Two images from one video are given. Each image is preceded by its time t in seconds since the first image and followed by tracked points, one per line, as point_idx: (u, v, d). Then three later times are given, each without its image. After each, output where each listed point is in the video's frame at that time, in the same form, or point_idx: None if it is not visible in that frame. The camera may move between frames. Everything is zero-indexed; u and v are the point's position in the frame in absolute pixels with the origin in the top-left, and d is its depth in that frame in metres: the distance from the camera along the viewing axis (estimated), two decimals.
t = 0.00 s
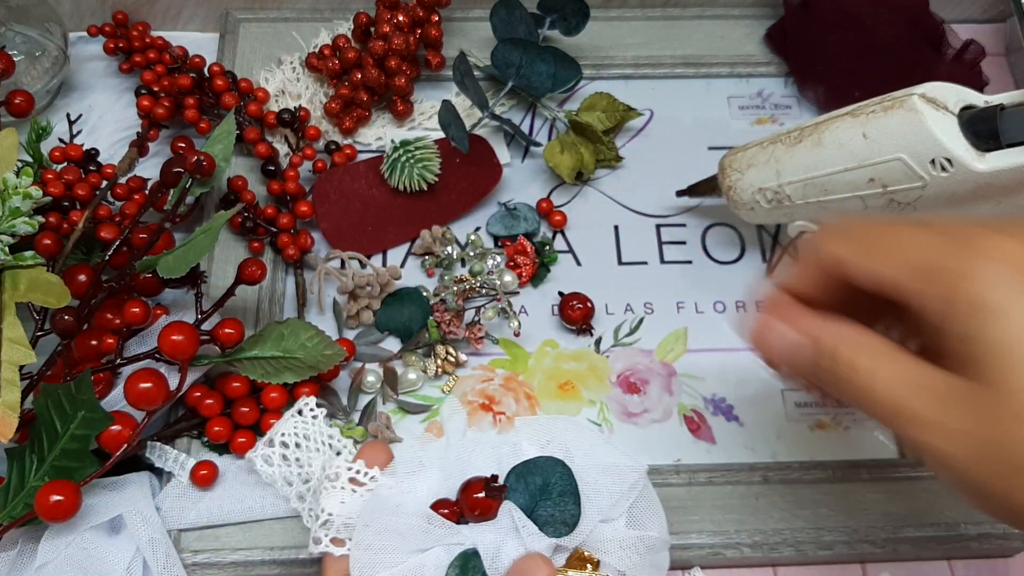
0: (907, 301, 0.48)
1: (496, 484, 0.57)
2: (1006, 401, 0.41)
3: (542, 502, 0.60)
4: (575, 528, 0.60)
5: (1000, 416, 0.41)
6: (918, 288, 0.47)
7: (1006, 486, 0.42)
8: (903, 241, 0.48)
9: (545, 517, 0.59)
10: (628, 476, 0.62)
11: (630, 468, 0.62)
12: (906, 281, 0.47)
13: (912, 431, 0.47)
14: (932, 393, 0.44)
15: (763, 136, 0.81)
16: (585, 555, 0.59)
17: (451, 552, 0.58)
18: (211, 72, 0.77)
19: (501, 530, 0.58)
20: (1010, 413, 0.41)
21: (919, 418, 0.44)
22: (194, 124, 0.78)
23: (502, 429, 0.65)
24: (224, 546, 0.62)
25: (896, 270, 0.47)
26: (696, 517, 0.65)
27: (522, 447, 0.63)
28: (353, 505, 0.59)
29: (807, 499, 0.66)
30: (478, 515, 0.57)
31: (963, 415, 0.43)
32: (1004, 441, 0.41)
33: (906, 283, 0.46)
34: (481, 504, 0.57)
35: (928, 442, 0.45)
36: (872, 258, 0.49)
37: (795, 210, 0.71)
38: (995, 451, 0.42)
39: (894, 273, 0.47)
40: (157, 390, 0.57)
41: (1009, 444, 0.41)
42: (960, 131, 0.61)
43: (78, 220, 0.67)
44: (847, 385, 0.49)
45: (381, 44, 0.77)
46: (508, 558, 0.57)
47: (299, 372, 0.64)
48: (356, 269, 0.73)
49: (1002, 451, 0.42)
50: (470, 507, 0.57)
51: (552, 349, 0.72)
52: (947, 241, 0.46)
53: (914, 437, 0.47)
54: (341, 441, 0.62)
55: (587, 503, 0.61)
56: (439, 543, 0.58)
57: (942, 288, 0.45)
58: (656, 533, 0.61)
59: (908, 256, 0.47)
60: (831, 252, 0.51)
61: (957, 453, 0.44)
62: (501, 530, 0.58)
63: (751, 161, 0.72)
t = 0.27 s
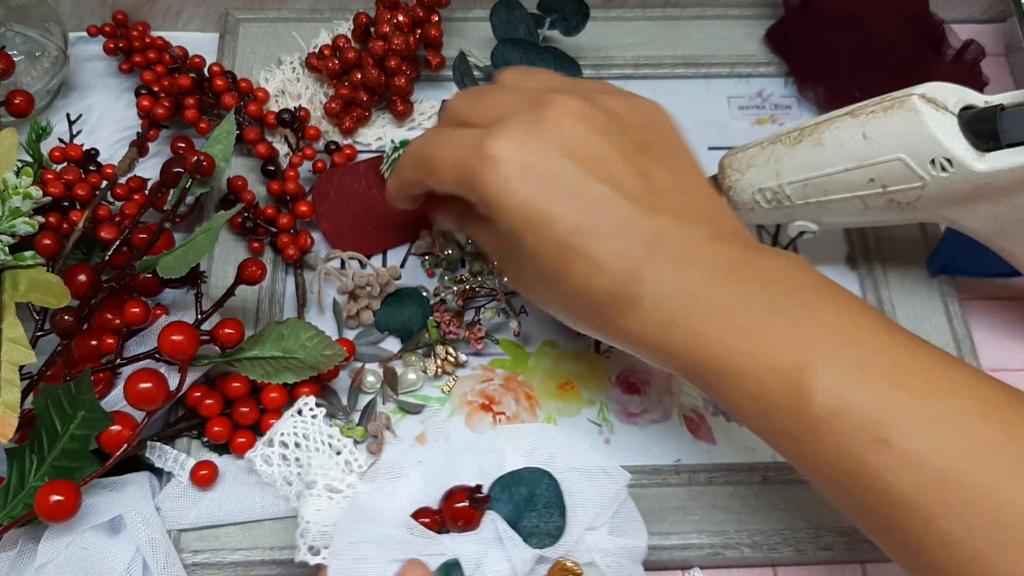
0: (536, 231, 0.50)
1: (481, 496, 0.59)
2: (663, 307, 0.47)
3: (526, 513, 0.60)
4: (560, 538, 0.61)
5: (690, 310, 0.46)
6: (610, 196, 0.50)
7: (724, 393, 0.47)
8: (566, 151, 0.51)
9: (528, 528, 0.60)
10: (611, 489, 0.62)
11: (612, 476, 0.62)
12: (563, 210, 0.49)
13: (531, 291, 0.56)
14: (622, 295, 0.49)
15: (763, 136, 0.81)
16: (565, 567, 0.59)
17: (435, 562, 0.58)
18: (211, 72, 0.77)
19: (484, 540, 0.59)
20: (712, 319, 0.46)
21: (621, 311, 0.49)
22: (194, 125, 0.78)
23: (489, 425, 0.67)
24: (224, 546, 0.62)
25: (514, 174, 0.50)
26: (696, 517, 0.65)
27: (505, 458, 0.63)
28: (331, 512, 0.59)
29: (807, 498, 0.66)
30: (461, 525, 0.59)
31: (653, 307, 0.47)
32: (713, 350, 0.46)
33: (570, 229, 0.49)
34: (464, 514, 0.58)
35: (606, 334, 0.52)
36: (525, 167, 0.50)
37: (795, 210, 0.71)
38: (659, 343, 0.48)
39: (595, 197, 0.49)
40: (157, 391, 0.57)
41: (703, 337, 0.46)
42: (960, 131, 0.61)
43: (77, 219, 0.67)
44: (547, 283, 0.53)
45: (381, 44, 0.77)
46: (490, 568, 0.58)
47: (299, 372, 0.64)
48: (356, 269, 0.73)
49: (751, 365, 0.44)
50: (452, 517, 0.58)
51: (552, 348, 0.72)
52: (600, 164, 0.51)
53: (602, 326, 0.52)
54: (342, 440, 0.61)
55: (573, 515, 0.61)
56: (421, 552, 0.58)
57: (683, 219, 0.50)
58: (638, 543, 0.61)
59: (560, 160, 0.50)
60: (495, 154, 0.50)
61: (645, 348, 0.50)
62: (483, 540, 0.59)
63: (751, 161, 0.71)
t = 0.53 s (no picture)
0: (545, 185, 0.49)
1: (481, 505, 0.57)
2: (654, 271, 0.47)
3: (526, 523, 0.60)
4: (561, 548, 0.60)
5: (684, 272, 0.46)
6: (602, 151, 0.49)
7: (719, 356, 0.46)
8: (574, 111, 0.50)
9: (529, 538, 0.59)
10: (610, 501, 0.61)
11: (611, 486, 0.62)
12: (561, 168, 0.49)
13: (533, 271, 0.57)
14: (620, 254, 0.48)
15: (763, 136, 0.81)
16: None
17: (435, 568, 0.58)
18: (205, 74, 0.77)
19: (483, 548, 0.59)
20: (706, 283, 0.45)
21: (613, 275, 0.49)
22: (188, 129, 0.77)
23: (484, 425, 0.68)
24: (224, 546, 0.62)
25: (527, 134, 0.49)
26: (696, 517, 0.64)
27: (506, 466, 0.63)
28: (333, 515, 0.60)
29: (807, 499, 0.66)
30: (462, 534, 0.58)
31: (644, 275, 0.47)
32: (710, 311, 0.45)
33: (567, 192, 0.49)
34: (464, 523, 0.57)
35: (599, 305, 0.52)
36: (539, 123, 0.49)
37: (794, 210, 0.71)
38: (643, 309, 0.48)
39: (590, 155, 0.49)
40: (156, 390, 0.57)
41: (699, 296, 0.45)
42: (960, 131, 0.61)
43: (77, 219, 0.67)
44: (545, 258, 0.54)
45: (381, 44, 0.76)
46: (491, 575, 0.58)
47: (299, 372, 0.64)
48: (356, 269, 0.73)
49: (744, 325, 0.44)
50: (453, 525, 0.58)
51: (552, 349, 0.72)
52: (607, 122, 0.51)
53: (596, 297, 0.52)
54: (342, 440, 0.61)
55: (574, 524, 0.61)
56: (419, 560, 0.58)
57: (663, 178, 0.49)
58: (639, 555, 0.60)
59: (569, 120, 0.50)
60: (502, 118, 0.50)
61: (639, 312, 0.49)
62: (481, 549, 0.58)
63: (751, 161, 0.71)
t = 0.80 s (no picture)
0: (597, 150, 0.52)
1: (484, 501, 0.57)
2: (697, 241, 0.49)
3: (530, 520, 0.60)
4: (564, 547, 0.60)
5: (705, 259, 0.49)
6: (659, 127, 0.53)
7: (749, 324, 0.48)
8: (636, 88, 0.54)
9: (532, 536, 0.60)
10: (615, 500, 0.61)
11: (616, 483, 0.61)
12: (617, 135, 0.52)
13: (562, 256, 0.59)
14: (664, 225, 0.50)
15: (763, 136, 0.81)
16: None
17: (436, 565, 0.58)
18: (209, 72, 0.77)
19: (486, 546, 0.59)
20: (727, 270, 0.48)
21: (653, 243, 0.51)
22: (192, 125, 0.77)
23: (484, 425, 0.68)
24: (224, 546, 0.62)
25: (593, 101, 0.52)
26: (695, 517, 0.64)
27: (512, 461, 0.63)
28: (335, 509, 0.60)
29: (807, 499, 0.66)
30: (465, 530, 0.58)
31: (687, 243, 0.49)
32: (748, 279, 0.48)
33: (619, 162, 0.51)
34: (468, 519, 0.57)
35: (630, 286, 0.55)
36: (605, 93, 0.53)
37: (794, 210, 0.71)
38: (677, 279, 0.50)
39: (648, 130, 0.52)
40: (156, 390, 0.57)
41: (742, 273, 0.48)
42: (960, 130, 0.61)
43: (78, 219, 0.67)
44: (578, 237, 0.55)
45: (381, 44, 0.77)
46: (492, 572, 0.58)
47: (299, 372, 0.64)
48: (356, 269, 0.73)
49: (785, 293, 0.47)
50: (456, 521, 0.57)
51: (552, 349, 0.72)
52: (665, 108, 0.55)
53: (629, 280, 0.54)
54: (341, 440, 0.61)
55: (578, 521, 0.61)
56: (422, 556, 0.58)
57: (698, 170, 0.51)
58: (642, 554, 0.60)
59: (633, 96, 0.54)
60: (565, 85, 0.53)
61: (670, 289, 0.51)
62: (484, 546, 0.58)
63: (751, 161, 0.71)
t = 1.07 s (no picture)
0: (579, 178, 0.53)
1: (472, 505, 0.57)
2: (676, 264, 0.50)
3: (518, 524, 0.60)
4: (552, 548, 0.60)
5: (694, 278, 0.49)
6: (640, 150, 0.52)
7: (731, 352, 0.49)
8: (619, 110, 0.53)
9: (520, 539, 0.60)
10: (603, 502, 0.61)
11: (603, 487, 0.61)
12: (595, 165, 0.52)
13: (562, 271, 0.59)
14: (643, 251, 0.51)
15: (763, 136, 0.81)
16: None
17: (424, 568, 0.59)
18: (209, 72, 0.77)
19: (474, 549, 0.58)
20: (711, 289, 0.49)
21: (637, 270, 0.51)
22: (193, 125, 0.77)
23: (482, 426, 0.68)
24: (224, 546, 0.62)
25: (572, 130, 0.53)
26: (695, 517, 0.64)
27: (498, 466, 0.63)
28: (324, 515, 0.60)
29: (806, 499, 0.66)
30: (453, 534, 0.58)
31: (669, 269, 0.50)
32: (731, 302, 0.48)
33: (601, 189, 0.52)
34: (456, 523, 0.57)
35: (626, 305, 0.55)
36: (583, 120, 0.53)
37: (794, 210, 0.71)
38: (662, 306, 0.51)
39: (626, 154, 0.52)
40: (156, 390, 0.57)
41: (723, 298, 0.48)
42: (960, 131, 0.61)
43: (78, 219, 0.67)
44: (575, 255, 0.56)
45: (381, 44, 0.77)
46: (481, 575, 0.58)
47: (299, 372, 0.64)
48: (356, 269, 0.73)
49: (761, 320, 0.47)
50: (444, 526, 0.57)
51: (552, 349, 0.72)
52: (651, 126, 0.54)
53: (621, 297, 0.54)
54: (342, 440, 0.61)
55: (565, 524, 0.61)
56: (410, 560, 0.58)
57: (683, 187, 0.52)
58: (631, 557, 0.60)
59: (615, 117, 0.53)
60: (544, 114, 0.54)
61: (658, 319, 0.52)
62: (473, 550, 0.58)
63: (752, 161, 0.71)
